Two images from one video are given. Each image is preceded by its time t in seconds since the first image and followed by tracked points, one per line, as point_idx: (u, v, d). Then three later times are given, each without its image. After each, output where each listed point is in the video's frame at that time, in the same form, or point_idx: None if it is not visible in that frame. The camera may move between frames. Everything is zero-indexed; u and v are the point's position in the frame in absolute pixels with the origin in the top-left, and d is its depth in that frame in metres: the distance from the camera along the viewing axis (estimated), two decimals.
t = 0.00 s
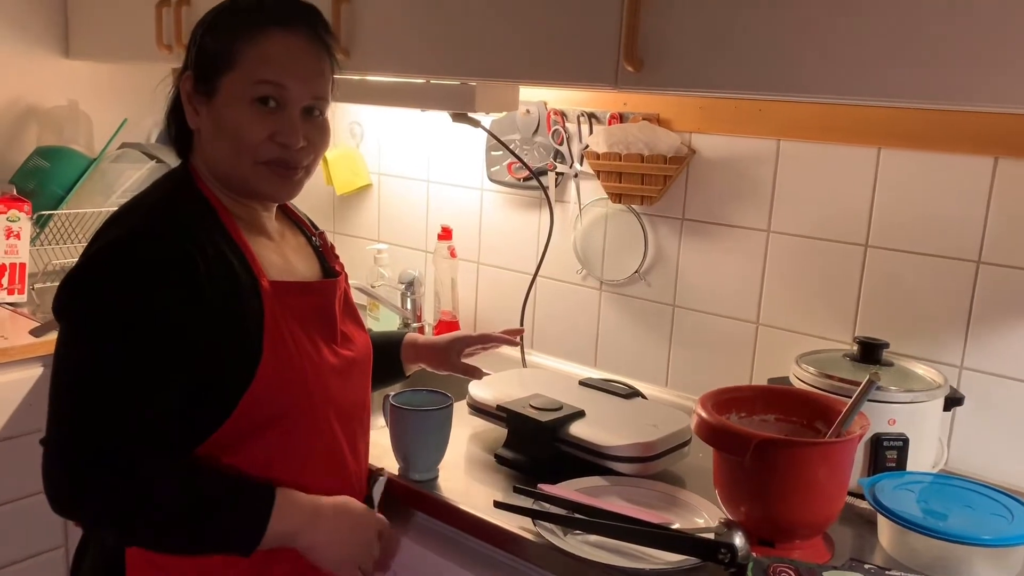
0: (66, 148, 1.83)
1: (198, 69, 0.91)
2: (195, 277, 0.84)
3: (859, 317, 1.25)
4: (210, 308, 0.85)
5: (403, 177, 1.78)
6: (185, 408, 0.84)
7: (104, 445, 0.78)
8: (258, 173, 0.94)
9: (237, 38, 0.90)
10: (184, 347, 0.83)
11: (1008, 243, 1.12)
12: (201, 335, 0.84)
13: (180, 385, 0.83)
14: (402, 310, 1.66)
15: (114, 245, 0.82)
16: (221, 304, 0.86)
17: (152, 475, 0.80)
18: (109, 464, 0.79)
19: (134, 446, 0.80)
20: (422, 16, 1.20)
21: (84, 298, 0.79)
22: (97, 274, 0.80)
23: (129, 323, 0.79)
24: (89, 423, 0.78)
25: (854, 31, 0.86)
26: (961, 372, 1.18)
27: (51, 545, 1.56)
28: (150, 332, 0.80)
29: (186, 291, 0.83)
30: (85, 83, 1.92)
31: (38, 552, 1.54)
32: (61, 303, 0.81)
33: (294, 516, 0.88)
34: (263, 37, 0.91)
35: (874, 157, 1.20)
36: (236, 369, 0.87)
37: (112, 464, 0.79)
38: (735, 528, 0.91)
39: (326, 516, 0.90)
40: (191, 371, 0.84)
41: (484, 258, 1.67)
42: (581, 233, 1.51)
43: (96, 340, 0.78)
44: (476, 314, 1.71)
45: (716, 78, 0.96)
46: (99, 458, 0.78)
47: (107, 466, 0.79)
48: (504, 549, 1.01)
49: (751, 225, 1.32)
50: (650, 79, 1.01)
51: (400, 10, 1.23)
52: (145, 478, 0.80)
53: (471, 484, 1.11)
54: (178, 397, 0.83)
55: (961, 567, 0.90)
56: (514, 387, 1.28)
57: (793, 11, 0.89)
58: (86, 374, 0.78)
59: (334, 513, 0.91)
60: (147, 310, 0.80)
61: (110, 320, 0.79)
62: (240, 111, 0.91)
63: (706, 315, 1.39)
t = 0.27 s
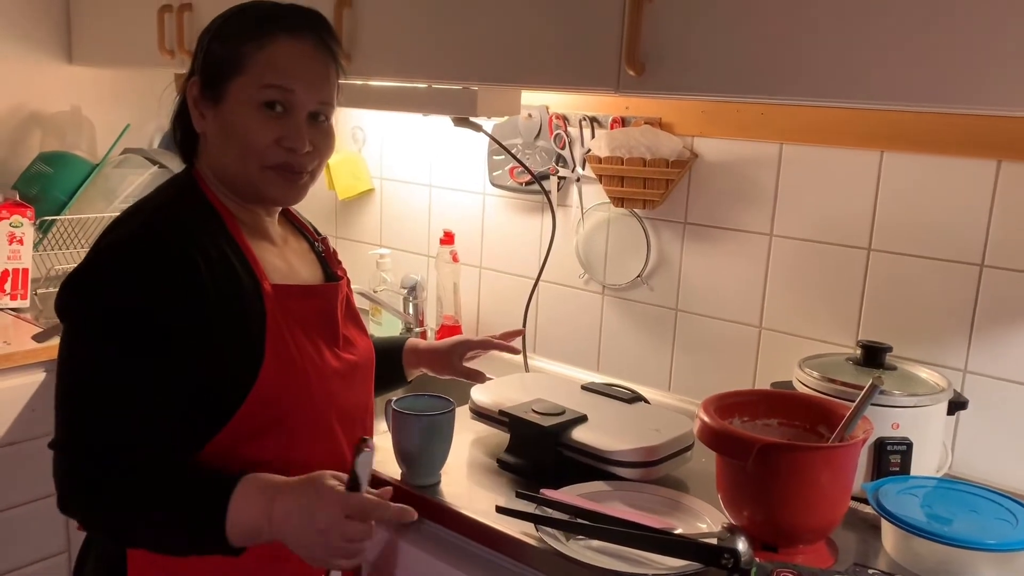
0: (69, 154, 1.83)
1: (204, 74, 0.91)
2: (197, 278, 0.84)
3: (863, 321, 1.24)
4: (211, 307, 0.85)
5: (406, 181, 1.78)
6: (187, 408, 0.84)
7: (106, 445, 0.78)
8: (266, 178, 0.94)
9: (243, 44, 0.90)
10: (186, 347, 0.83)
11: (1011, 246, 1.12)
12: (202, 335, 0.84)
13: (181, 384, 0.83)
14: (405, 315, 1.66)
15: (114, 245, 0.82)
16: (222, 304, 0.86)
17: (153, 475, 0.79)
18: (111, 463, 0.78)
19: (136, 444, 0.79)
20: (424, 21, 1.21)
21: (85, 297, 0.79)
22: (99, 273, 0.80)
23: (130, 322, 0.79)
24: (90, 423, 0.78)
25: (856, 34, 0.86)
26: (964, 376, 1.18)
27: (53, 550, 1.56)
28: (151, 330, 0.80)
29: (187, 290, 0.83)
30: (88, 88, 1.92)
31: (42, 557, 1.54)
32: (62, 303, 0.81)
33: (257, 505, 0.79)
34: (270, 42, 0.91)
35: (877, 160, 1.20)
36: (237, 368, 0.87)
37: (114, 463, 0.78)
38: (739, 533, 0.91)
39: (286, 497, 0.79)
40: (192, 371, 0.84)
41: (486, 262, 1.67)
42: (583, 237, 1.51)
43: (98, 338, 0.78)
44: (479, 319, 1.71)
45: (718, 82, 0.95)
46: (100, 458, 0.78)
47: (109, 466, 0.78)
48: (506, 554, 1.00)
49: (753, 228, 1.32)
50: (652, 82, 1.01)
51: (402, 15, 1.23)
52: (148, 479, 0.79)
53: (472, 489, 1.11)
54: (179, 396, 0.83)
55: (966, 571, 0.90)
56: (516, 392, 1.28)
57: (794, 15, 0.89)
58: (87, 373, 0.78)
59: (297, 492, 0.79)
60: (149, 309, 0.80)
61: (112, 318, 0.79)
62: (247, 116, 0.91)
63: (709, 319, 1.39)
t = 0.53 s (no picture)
0: (70, 157, 1.83)
1: (209, 77, 0.91)
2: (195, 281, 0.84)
3: (864, 323, 1.24)
4: (210, 307, 0.85)
5: (406, 184, 1.78)
6: (187, 407, 0.84)
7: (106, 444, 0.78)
8: (269, 181, 0.94)
9: (248, 47, 0.90)
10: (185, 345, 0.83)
11: (1013, 247, 1.12)
12: (201, 337, 0.84)
13: (180, 384, 0.83)
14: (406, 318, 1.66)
15: (113, 246, 0.83)
16: (221, 304, 0.86)
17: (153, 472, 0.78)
18: (111, 462, 0.78)
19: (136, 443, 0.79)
20: (425, 24, 1.20)
21: (85, 298, 0.80)
22: (98, 273, 0.81)
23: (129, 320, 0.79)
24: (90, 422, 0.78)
25: (857, 34, 0.86)
26: (967, 378, 1.17)
27: (54, 554, 1.55)
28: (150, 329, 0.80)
29: (186, 290, 0.83)
30: (89, 92, 1.92)
31: (42, 561, 1.54)
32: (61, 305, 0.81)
33: (214, 507, 0.75)
34: (275, 46, 0.91)
35: (878, 162, 1.20)
36: (237, 367, 0.87)
37: (114, 462, 0.78)
38: (741, 536, 0.91)
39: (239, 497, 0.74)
40: (192, 371, 0.84)
41: (487, 265, 1.67)
42: (584, 239, 1.51)
43: (97, 337, 0.79)
44: (480, 321, 1.71)
45: (719, 84, 0.95)
46: (100, 456, 0.78)
47: (109, 464, 0.78)
48: (507, 557, 1.00)
49: (755, 231, 1.32)
50: (652, 84, 1.01)
51: (402, 18, 1.23)
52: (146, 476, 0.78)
53: (474, 492, 1.11)
54: (179, 396, 0.83)
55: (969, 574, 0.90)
56: (518, 394, 1.28)
57: (795, 16, 0.89)
58: (86, 373, 0.78)
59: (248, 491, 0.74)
60: (148, 308, 0.80)
61: (111, 317, 0.79)
62: (251, 119, 0.91)
63: (710, 321, 1.39)
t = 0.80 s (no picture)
0: (68, 160, 1.82)
1: (222, 88, 0.89)
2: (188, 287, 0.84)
3: (863, 325, 1.24)
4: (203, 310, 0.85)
5: (405, 187, 1.78)
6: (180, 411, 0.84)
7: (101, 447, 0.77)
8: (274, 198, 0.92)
9: (267, 64, 0.88)
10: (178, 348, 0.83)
11: (1012, 250, 1.12)
12: (193, 344, 0.84)
13: (173, 389, 0.83)
14: (404, 321, 1.65)
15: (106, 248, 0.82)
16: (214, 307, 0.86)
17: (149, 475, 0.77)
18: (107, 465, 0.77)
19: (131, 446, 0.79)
20: (424, 27, 1.20)
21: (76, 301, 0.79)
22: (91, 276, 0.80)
23: (122, 322, 0.79)
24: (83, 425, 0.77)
25: (855, 37, 0.86)
26: (965, 380, 1.17)
27: (52, 558, 1.55)
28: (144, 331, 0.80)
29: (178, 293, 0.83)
30: (87, 95, 1.92)
31: (41, 565, 1.53)
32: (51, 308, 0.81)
33: (231, 475, 0.76)
34: (296, 66, 0.89)
35: (876, 164, 1.20)
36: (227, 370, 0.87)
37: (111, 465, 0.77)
38: (740, 539, 0.91)
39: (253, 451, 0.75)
40: (184, 376, 0.84)
41: (486, 267, 1.67)
42: (582, 242, 1.51)
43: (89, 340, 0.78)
44: (478, 324, 1.71)
45: (718, 86, 0.95)
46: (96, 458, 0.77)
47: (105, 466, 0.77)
48: (506, 560, 1.00)
49: (753, 233, 1.32)
50: (650, 87, 1.01)
51: (401, 21, 1.23)
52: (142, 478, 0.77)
53: (472, 495, 1.11)
54: (171, 401, 0.83)
55: None
56: (517, 397, 1.28)
57: (794, 18, 0.89)
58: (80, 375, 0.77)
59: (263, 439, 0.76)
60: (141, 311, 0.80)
61: (104, 320, 0.79)
62: (264, 137, 0.89)
63: (709, 323, 1.39)
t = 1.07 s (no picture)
0: (66, 164, 1.83)
1: (272, 105, 0.88)
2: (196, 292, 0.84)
3: (861, 329, 1.24)
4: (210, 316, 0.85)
5: (404, 190, 1.78)
6: (189, 415, 0.84)
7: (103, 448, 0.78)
8: (311, 212, 0.94)
9: (317, 87, 0.90)
10: (184, 355, 0.83)
11: (1009, 253, 1.12)
12: (202, 348, 0.84)
13: (182, 393, 0.83)
14: (403, 324, 1.65)
15: (114, 251, 0.83)
16: (221, 313, 0.86)
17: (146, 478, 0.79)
18: (106, 466, 0.78)
19: (132, 447, 0.79)
20: (423, 31, 1.21)
21: (84, 303, 0.80)
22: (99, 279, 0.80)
23: (128, 327, 0.79)
24: (88, 425, 0.78)
25: (853, 42, 0.86)
26: (963, 383, 1.17)
27: (50, 562, 1.55)
28: (150, 337, 0.80)
29: (186, 299, 0.83)
30: (86, 98, 1.92)
31: (40, 568, 1.54)
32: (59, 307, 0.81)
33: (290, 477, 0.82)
34: (340, 88, 0.92)
35: (874, 168, 1.20)
36: (233, 375, 0.87)
37: (109, 466, 0.78)
38: (739, 542, 0.91)
39: (319, 467, 0.82)
40: (192, 380, 0.84)
41: (484, 271, 1.67)
42: (581, 245, 1.51)
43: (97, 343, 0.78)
44: (477, 327, 1.71)
45: (716, 91, 0.95)
46: (94, 458, 0.78)
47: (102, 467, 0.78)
48: (505, 563, 1.00)
49: (751, 236, 1.32)
50: (648, 91, 1.01)
51: (399, 25, 1.23)
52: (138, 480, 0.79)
53: (471, 499, 1.11)
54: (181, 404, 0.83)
55: None
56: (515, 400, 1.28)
57: (791, 22, 0.89)
58: (85, 376, 0.78)
59: (323, 452, 0.83)
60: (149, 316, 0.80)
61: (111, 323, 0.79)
62: (316, 157, 0.91)
63: (707, 326, 1.39)
